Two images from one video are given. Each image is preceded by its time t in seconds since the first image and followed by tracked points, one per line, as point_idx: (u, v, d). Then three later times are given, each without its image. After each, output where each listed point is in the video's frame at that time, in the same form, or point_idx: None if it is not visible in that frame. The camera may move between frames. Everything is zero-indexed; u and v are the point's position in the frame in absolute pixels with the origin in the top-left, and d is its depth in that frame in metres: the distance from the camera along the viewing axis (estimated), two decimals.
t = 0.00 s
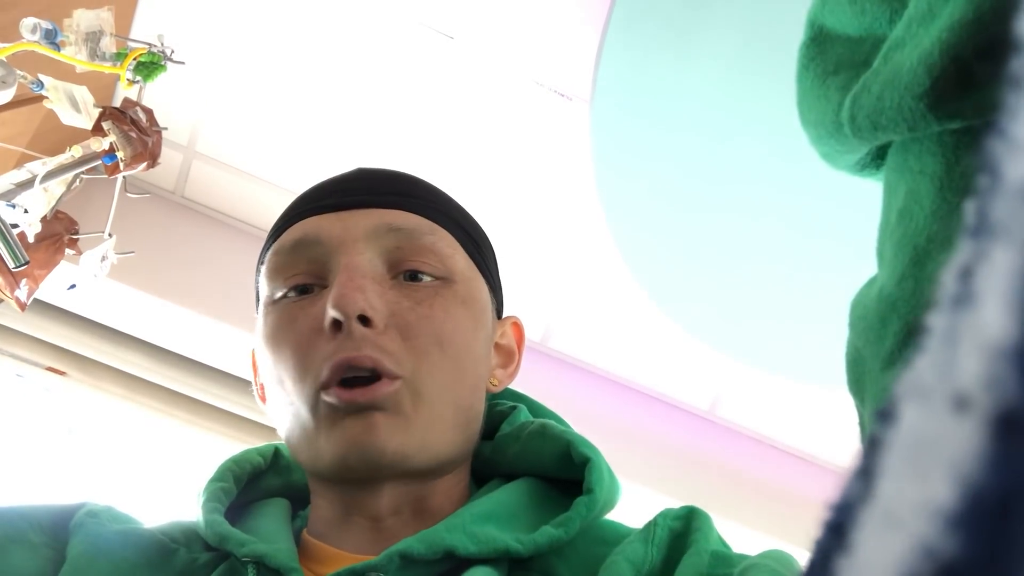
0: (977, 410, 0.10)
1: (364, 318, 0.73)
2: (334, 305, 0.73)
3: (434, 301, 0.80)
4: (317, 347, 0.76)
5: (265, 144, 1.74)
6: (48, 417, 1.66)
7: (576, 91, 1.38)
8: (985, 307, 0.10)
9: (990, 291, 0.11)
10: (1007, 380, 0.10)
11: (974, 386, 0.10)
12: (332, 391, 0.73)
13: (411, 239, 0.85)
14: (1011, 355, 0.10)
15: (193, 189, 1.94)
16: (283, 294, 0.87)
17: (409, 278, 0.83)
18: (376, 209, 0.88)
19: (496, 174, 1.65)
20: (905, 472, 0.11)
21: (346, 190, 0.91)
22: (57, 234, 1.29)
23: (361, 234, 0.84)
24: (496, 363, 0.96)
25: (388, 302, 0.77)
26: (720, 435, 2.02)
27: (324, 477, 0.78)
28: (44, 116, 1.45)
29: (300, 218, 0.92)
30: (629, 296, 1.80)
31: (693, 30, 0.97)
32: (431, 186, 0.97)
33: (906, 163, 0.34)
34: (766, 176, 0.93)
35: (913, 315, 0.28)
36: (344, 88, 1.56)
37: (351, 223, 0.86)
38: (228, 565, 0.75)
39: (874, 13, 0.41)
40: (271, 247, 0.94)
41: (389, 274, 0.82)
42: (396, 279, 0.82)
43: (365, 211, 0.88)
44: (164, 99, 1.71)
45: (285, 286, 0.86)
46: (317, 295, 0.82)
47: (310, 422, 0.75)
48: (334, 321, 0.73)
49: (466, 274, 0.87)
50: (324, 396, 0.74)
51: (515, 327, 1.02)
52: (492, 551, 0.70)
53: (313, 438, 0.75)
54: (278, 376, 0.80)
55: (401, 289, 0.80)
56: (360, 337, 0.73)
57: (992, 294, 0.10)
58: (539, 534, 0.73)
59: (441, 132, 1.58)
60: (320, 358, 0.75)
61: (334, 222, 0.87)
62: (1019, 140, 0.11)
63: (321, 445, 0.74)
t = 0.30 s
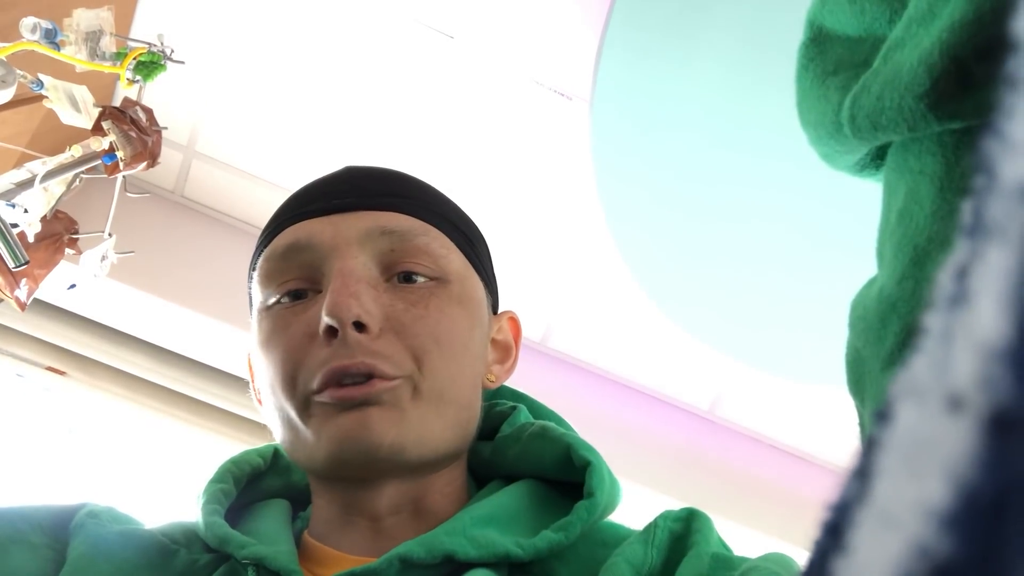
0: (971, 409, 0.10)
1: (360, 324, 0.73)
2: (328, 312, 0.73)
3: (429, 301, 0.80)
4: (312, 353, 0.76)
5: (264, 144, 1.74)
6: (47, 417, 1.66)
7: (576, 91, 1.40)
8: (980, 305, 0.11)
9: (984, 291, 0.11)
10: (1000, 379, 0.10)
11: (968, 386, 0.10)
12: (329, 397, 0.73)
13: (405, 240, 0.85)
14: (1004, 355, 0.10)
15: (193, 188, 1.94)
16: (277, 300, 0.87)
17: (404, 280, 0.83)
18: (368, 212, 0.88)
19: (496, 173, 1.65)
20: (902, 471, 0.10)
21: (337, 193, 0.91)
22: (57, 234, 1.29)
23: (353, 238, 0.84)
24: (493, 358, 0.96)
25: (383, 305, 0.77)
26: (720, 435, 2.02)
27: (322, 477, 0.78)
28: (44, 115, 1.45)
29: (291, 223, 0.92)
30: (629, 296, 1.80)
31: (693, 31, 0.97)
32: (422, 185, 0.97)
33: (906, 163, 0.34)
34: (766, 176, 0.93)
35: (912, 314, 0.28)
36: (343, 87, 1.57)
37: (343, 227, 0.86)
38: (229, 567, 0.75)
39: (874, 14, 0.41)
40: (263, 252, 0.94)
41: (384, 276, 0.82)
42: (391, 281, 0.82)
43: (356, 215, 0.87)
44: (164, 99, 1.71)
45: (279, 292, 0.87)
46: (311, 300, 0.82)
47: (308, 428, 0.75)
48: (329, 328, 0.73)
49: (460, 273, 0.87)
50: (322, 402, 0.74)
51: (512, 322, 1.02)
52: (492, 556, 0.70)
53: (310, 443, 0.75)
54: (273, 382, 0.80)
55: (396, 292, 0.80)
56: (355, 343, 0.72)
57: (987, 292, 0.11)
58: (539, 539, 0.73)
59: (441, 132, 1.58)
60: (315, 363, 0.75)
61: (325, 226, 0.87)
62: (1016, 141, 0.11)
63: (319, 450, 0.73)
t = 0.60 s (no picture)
0: (970, 410, 0.10)
1: (361, 320, 0.73)
2: (330, 307, 0.73)
3: (430, 300, 0.80)
4: (313, 349, 0.76)
5: (264, 144, 1.74)
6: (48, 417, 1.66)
7: (577, 92, 1.40)
8: (979, 306, 0.11)
9: (983, 292, 0.11)
10: (998, 377, 0.10)
11: (966, 386, 0.10)
12: (331, 393, 0.73)
13: (405, 239, 0.85)
14: (1004, 354, 0.10)
15: (193, 189, 1.93)
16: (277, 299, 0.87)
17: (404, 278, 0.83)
18: (368, 212, 0.88)
19: (496, 174, 1.65)
20: (900, 471, 0.10)
21: (337, 193, 0.91)
22: (57, 234, 1.29)
23: (353, 237, 0.84)
24: (492, 358, 0.96)
25: (384, 303, 0.77)
26: (720, 436, 2.02)
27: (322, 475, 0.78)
28: (45, 116, 1.45)
29: (290, 223, 0.92)
30: (629, 297, 1.80)
31: (692, 32, 0.97)
32: (421, 185, 0.97)
33: (905, 165, 0.34)
34: (767, 176, 0.93)
35: (910, 316, 0.28)
36: (343, 88, 1.57)
37: (343, 226, 0.86)
38: (229, 566, 0.75)
39: (872, 16, 0.41)
40: (263, 252, 0.95)
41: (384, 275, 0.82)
42: (391, 280, 0.82)
43: (357, 214, 0.88)
44: (164, 99, 1.71)
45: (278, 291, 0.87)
46: (311, 299, 0.83)
47: (309, 425, 0.75)
48: (330, 324, 0.73)
49: (460, 272, 0.87)
50: (323, 398, 0.74)
51: (511, 322, 1.02)
52: (492, 555, 0.70)
53: (311, 440, 0.74)
54: (273, 380, 0.80)
55: (396, 290, 0.80)
56: (357, 339, 0.72)
57: (985, 293, 0.11)
58: (539, 536, 0.73)
59: (441, 132, 1.58)
60: (316, 360, 0.75)
61: (325, 226, 0.87)
62: (1016, 143, 0.11)
63: (320, 447, 0.73)
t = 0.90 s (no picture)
0: (970, 412, 0.10)
1: (322, 311, 0.77)
2: (292, 302, 0.77)
3: (396, 288, 0.83)
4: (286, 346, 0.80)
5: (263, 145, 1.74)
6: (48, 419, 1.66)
7: (576, 91, 1.43)
8: (980, 309, 0.11)
9: (982, 297, 0.11)
10: (999, 379, 0.10)
11: (968, 389, 0.10)
12: (303, 385, 0.76)
13: (371, 234, 0.89)
14: (1004, 357, 0.10)
15: (194, 188, 1.89)
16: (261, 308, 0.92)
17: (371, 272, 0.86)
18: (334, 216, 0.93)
19: (496, 176, 1.65)
20: (902, 475, 0.10)
21: (307, 204, 0.97)
22: (57, 236, 1.29)
23: (320, 239, 0.89)
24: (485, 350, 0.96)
25: (349, 295, 0.80)
26: (721, 438, 2.02)
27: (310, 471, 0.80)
28: (45, 117, 1.45)
29: (269, 237, 0.97)
30: (629, 299, 1.79)
31: (692, 34, 0.98)
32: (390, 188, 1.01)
33: (906, 167, 0.35)
34: (768, 178, 0.93)
35: (911, 318, 0.28)
36: (343, 89, 1.57)
37: (310, 231, 0.91)
38: (235, 562, 0.75)
39: (870, 21, 0.41)
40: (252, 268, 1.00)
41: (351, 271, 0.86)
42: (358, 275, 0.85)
43: (323, 219, 0.92)
44: (164, 101, 1.71)
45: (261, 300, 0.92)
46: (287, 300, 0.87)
47: (289, 420, 0.78)
48: (295, 318, 0.77)
49: (429, 264, 0.90)
50: (298, 392, 0.77)
51: (505, 315, 1.02)
52: (498, 548, 0.70)
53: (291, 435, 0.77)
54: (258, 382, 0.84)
55: (362, 283, 0.83)
56: (319, 330, 0.76)
57: (988, 296, 0.11)
58: (545, 531, 0.73)
59: (441, 134, 1.59)
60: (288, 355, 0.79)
61: (294, 232, 0.92)
62: (1018, 145, 0.11)
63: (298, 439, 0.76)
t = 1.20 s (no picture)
0: (970, 411, 0.10)
1: (320, 303, 0.79)
2: (290, 295, 0.79)
3: (391, 283, 0.84)
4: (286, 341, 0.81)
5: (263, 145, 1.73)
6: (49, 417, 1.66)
7: (576, 91, 1.43)
8: (981, 307, 0.11)
9: (983, 296, 0.11)
10: (1001, 378, 0.10)
11: (968, 389, 0.10)
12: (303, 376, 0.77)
13: (366, 234, 0.90)
14: (1007, 356, 0.10)
15: (194, 189, 1.91)
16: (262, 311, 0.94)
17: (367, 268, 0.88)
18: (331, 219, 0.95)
19: (496, 176, 1.65)
20: (902, 475, 0.10)
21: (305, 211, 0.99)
22: (58, 235, 1.29)
23: (317, 240, 0.91)
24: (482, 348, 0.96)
25: (345, 289, 0.82)
26: (721, 437, 2.02)
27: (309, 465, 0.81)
28: (46, 115, 1.45)
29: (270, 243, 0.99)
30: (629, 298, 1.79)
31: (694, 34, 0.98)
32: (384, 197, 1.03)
33: (904, 166, 0.35)
34: (768, 177, 0.93)
35: (911, 317, 0.28)
36: (343, 89, 1.57)
37: (308, 233, 0.93)
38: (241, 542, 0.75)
39: (869, 20, 0.41)
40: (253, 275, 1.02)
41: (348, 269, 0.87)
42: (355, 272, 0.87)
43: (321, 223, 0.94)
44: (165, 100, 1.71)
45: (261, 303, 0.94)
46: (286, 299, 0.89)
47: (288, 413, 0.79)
48: (292, 311, 0.79)
49: (424, 261, 0.91)
50: (297, 384, 0.78)
51: (502, 316, 1.02)
52: (499, 519, 0.70)
53: (291, 427, 0.78)
54: (259, 380, 0.85)
55: (358, 279, 0.84)
56: (316, 320, 0.78)
57: (989, 293, 0.11)
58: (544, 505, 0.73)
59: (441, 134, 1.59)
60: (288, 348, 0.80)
61: (293, 236, 0.94)
62: (1019, 145, 0.11)
63: (297, 429, 0.77)
